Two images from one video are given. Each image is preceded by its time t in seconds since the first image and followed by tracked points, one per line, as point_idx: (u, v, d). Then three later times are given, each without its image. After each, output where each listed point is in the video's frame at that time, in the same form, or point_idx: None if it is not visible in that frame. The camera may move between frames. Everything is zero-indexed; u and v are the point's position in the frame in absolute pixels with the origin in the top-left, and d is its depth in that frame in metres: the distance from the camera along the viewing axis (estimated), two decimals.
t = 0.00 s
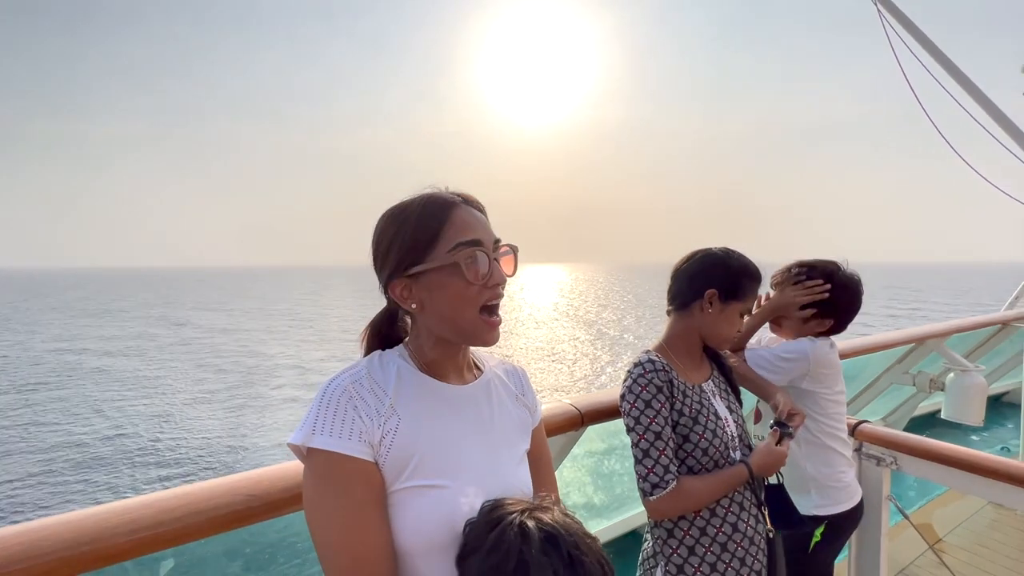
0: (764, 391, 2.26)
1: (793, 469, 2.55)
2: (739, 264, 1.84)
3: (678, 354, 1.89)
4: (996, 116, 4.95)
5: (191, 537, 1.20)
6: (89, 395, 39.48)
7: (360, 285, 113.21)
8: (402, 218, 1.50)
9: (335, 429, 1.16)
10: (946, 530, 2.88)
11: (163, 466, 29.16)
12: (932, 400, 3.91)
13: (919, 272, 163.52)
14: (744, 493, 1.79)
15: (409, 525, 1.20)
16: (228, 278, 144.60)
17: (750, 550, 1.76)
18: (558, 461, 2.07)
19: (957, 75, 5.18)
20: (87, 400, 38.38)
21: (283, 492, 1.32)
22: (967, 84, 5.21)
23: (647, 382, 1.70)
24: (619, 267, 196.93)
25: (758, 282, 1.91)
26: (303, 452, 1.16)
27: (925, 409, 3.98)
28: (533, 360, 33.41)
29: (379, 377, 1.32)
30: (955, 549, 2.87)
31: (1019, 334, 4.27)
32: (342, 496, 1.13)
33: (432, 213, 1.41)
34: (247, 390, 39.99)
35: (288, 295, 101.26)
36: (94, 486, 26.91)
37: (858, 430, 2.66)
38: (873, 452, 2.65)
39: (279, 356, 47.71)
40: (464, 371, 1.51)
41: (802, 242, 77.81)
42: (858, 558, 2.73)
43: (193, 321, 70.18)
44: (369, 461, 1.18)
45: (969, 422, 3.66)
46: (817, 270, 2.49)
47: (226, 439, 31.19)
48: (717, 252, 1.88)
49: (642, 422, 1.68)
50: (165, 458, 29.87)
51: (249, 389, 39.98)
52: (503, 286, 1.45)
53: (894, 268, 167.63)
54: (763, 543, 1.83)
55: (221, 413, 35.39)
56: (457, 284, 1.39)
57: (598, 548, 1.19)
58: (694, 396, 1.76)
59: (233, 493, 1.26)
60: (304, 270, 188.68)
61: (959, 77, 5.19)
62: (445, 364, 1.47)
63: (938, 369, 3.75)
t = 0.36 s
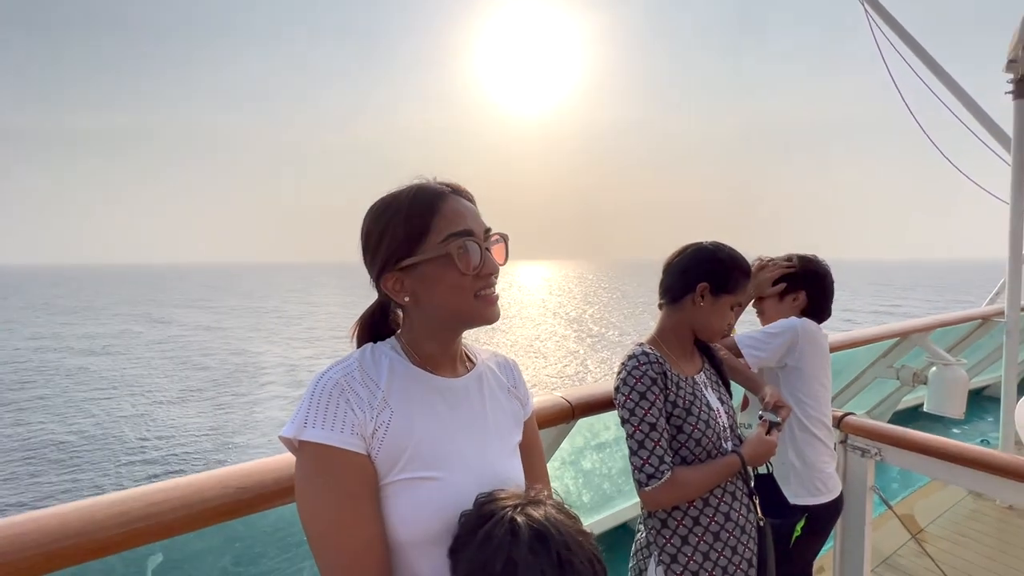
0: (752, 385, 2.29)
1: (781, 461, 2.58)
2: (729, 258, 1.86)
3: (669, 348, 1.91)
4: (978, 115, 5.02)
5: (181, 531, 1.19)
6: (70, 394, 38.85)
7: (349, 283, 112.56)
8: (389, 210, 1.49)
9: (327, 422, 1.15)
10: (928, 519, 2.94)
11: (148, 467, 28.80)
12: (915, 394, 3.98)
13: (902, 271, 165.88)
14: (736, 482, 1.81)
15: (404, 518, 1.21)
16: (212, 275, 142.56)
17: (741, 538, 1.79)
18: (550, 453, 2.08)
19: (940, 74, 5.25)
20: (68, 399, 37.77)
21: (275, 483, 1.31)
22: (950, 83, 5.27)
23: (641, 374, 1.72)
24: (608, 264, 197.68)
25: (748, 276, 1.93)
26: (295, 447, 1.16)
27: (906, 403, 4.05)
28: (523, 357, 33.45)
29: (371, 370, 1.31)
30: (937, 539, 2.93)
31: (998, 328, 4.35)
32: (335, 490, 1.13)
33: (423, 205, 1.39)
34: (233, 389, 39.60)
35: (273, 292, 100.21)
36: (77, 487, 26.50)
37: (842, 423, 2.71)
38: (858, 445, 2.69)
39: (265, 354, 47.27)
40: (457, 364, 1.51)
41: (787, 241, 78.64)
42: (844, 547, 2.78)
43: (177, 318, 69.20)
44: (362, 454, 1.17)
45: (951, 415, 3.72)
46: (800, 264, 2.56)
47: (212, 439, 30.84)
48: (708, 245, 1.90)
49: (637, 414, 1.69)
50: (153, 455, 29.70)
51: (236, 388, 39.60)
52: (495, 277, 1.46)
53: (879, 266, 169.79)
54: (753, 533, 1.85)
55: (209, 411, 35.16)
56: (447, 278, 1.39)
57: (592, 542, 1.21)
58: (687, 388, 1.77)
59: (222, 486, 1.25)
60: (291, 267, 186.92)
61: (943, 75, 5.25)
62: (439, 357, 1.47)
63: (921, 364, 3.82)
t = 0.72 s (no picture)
0: (740, 379, 2.31)
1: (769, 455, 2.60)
2: (718, 252, 1.88)
3: (661, 340, 1.92)
4: (959, 114, 5.10)
5: (165, 527, 1.17)
6: (51, 394, 38.19)
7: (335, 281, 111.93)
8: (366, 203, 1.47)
9: (311, 417, 1.14)
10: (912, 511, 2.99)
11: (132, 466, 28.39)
12: (898, 388, 4.04)
13: (885, 268, 168.49)
14: (726, 474, 1.83)
15: (392, 513, 1.20)
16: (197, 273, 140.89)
17: (731, 530, 1.80)
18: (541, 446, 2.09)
19: (922, 73, 5.32)
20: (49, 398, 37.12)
21: (260, 479, 1.29)
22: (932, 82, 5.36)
23: (633, 367, 1.73)
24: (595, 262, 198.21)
25: (736, 267, 1.94)
26: (279, 442, 1.14)
27: (890, 398, 4.11)
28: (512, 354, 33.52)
29: (357, 364, 1.31)
30: (920, 530, 2.98)
31: (980, 323, 4.43)
32: (320, 486, 1.12)
33: (397, 192, 1.38)
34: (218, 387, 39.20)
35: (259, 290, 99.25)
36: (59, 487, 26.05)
37: (828, 416, 2.73)
38: (844, 437, 2.73)
39: (251, 353, 46.82)
40: (444, 357, 1.51)
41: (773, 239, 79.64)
42: (830, 539, 2.82)
43: (161, 317, 68.27)
44: (347, 449, 1.16)
45: (933, 408, 3.79)
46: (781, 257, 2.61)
47: (197, 438, 30.48)
48: (694, 239, 1.91)
49: (629, 407, 1.70)
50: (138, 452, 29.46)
51: (221, 387, 39.19)
52: (476, 264, 1.46)
53: (862, 263, 172.25)
54: (742, 525, 1.86)
55: (194, 409, 34.91)
56: (425, 268, 1.38)
57: (581, 538, 1.19)
58: (678, 381, 1.78)
59: (206, 480, 1.24)
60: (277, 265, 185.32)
61: (926, 74, 5.33)
62: (426, 350, 1.46)
63: (904, 358, 3.89)
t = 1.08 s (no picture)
0: (734, 378, 2.31)
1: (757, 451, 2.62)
2: (710, 251, 1.88)
3: (656, 340, 1.93)
4: (943, 116, 5.18)
5: (156, 537, 1.15)
6: (28, 394, 37.37)
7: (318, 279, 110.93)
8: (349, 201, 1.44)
9: (304, 428, 1.12)
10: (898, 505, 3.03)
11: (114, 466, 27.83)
12: (883, 384, 4.10)
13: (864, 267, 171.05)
14: (720, 474, 1.84)
15: (387, 521, 1.19)
16: (179, 271, 139.02)
17: (725, 530, 1.81)
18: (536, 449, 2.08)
19: (906, 74, 5.40)
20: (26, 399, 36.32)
21: (254, 486, 1.27)
22: (916, 84, 5.41)
23: (630, 369, 1.72)
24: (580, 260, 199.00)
25: (726, 265, 1.94)
26: (272, 452, 1.12)
27: (876, 394, 4.16)
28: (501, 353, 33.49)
29: (350, 370, 1.28)
30: (906, 524, 3.03)
31: (962, 321, 4.52)
32: (311, 497, 1.10)
33: (380, 191, 1.36)
34: (201, 388, 38.64)
35: (243, 289, 98.08)
36: (40, 489, 25.52)
37: (819, 413, 2.75)
38: (835, 435, 2.74)
39: (235, 353, 46.29)
40: (440, 358, 1.49)
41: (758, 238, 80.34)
42: (820, 534, 2.85)
43: (142, 316, 67.19)
44: (344, 460, 1.15)
45: (917, 404, 3.86)
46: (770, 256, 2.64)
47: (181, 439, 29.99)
48: (684, 239, 1.93)
49: (625, 408, 1.70)
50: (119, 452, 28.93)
51: (204, 387, 38.64)
52: (467, 259, 1.45)
53: (843, 262, 174.62)
54: (737, 525, 1.87)
55: (178, 409, 34.53)
56: (414, 267, 1.36)
57: (578, 542, 1.18)
58: (674, 381, 1.79)
59: (198, 486, 1.22)
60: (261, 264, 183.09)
61: (910, 76, 5.40)
62: (421, 353, 1.45)
63: (890, 356, 3.94)
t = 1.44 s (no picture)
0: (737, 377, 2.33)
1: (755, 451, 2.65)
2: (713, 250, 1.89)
3: (659, 340, 1.94)
4: (932, 118, 5.23)
5: (158, 548, 1.13)
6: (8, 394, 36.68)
7: (304, 279, 110.04)
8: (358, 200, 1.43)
9: (310, 436, 1.10)
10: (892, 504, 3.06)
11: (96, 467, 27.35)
12: (875, 383, 4.15)
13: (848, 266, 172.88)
14: (725, 476, 1.84)
15: (396, 532, 1.17)
16: (163, 271, 137.15)
17: (732, 533, 1.80)
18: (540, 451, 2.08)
19: (897, 77, 5.45)
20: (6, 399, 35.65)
21: (258, 495, 1.26)
22: (906, 87, 5.47)
23: (633, 370, 1.74)
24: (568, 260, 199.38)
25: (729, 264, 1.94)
26: (279, 461, 1.10)
27: (868, 393, 4.21)
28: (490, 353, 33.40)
29: (359, 375, 1.26)
30: (901, 523, 3.06)
31: (953, 320, 4.57)
32: (316, 506, 1.07)
33: (392, 192, 1.34)
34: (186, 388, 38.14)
35: (229, 288, 96.99)
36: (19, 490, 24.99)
37: (820, 412, 2.70)
38: (838, 435, 2.67)
39: (221, 354, 45.82)
40: (449, 360, 1.47)
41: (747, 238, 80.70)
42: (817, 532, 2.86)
43: (125, 315, 66.22)
44: (352, 470, 1.12)
45: (910, 403, 3.89)
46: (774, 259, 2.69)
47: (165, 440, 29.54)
48: (687, 238, 1.93)
49: (627, 410, 1.71)
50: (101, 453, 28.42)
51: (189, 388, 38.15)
52: (479, 263, 1.44)
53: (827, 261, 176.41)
54: (742, 527, 1.87)
55: (163, 410, 34.10)
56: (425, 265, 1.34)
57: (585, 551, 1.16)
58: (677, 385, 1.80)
59: (203, 495, 1.21)
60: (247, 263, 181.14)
61: (900, 78, 5.45)
62: (430, 356, 1.43)
63: (883, 355, 3.98)
